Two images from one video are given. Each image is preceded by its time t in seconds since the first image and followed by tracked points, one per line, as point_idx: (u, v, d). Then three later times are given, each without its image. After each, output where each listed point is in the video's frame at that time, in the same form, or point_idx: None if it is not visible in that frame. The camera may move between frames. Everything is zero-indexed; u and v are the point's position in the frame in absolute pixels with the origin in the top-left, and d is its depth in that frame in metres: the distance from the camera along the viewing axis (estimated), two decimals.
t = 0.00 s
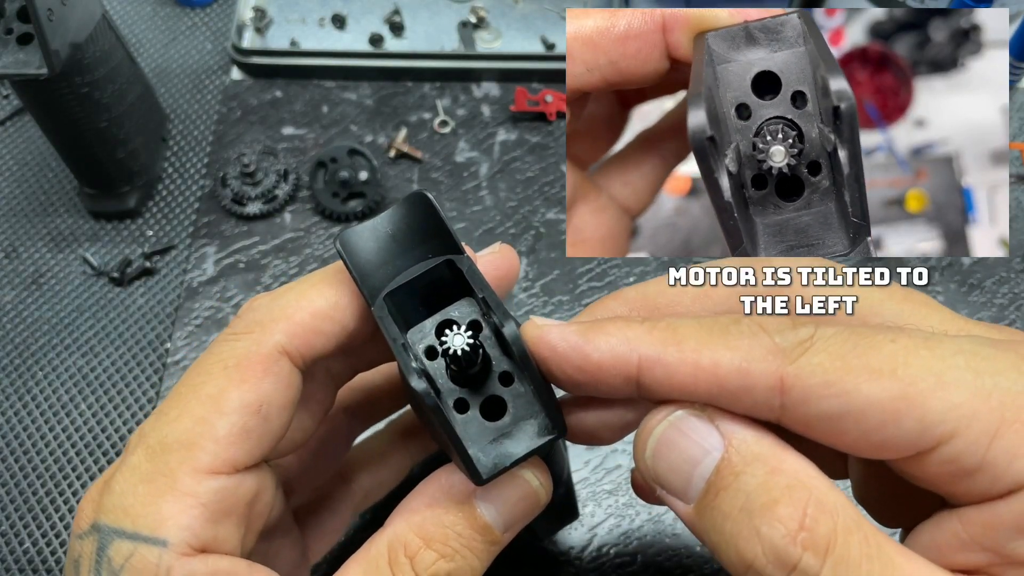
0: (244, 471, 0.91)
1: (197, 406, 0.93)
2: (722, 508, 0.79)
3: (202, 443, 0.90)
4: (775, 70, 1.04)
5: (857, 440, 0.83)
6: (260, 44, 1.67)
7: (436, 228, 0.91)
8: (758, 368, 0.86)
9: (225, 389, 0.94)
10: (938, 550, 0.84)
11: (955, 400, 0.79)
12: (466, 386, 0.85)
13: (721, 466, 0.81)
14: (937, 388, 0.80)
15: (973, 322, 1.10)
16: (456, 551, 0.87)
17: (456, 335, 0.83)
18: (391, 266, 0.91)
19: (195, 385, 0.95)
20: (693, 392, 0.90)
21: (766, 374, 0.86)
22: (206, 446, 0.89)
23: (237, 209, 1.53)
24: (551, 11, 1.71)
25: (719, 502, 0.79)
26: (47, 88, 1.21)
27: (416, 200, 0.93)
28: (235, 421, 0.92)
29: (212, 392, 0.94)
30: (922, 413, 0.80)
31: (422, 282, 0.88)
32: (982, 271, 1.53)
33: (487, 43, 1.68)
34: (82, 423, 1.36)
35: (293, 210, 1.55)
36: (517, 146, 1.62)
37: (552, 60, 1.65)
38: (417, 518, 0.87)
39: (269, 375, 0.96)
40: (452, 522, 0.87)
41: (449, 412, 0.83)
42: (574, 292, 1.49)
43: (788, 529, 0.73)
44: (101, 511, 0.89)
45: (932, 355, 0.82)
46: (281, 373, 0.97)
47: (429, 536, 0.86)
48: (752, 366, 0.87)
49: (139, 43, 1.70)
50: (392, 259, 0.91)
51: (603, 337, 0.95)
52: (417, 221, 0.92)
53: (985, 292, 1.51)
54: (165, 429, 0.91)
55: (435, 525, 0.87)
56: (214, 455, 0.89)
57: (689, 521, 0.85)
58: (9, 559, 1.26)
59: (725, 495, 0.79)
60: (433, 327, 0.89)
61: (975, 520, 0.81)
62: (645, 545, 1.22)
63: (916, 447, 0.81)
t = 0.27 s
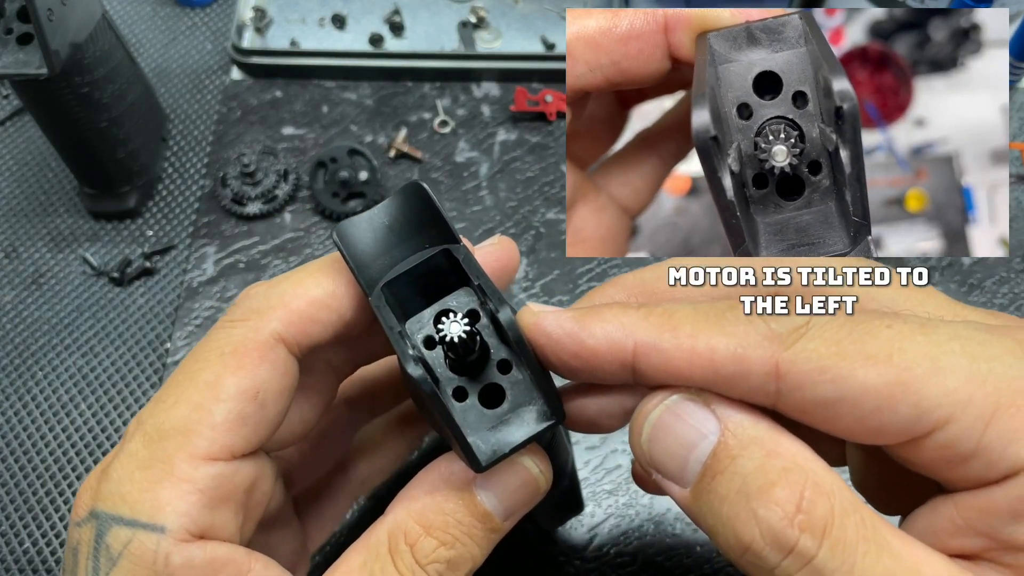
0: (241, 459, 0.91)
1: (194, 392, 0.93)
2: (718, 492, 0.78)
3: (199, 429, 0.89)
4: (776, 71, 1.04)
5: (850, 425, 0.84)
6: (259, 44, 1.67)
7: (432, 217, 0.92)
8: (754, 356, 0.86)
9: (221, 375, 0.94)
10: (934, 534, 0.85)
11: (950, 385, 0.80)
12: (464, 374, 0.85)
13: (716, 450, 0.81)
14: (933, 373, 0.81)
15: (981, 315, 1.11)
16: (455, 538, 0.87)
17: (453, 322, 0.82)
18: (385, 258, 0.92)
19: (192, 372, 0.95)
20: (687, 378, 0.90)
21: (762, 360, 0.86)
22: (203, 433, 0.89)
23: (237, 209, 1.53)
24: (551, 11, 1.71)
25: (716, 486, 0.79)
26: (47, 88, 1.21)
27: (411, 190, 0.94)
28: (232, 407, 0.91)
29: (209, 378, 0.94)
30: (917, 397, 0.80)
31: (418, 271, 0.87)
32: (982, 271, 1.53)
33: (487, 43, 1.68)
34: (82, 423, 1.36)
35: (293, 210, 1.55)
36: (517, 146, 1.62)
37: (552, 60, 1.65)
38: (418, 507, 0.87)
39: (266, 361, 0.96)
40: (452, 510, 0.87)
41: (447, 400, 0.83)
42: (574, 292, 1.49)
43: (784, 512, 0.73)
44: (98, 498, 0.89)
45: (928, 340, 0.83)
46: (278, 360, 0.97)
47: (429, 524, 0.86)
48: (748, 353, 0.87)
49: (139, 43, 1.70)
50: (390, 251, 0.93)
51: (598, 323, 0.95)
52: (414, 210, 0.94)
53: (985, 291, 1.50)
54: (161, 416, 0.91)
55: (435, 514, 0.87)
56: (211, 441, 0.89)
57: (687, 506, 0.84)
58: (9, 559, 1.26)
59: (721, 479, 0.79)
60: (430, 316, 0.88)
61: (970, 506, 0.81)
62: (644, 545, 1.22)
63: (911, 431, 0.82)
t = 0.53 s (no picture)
0: (218, 465, 0.91)
1: (170, 398, 0.93)
2: (717, 498, 0.78)
3: (175, 436, 0.89)
4: (770, 61, 1.02)
5: (847, 423, 0.84)
6: (259, 44, 1.67)
7: (407, 223, 0.90)
8: (752, 350, 0.88)
9: (198, 380, 0.94)
10: (934, 545, 0.84)
11: (949, 389, 0.79)
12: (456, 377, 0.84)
13: (715, 455, 0.80)
14: (932, 376, 0.80)
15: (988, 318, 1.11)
16: (452, 545, 0.87)
17: (438, 326, 0.82)
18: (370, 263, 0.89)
19: (168, 377, 0.95)
20: (686, 370, 0.91)
21: (760, 355, 0.87)
22: (179, 439, 0.89)
23: (237, 209, 1.53)
24: (551, 11, 1.71)
25: (711, 492, 0.78)
26: (47, 88, 1.21)
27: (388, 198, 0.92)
28: (209, 411, 0.92)
29: (184, 381, 0.94)
30: (916, 399, 0.80)
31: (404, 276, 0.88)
32: (982, 270, 1.55)
33: (487, 43, 1.68)
34: (82, 423, 1.36)
35: (293, 210, 1.55)
36: (517, 146, 1.62)
37: (553, 60, 1.65)
38: (415, 513, 0.87)
39: (240, 367, 0.96)
40: (448, 517, 0.87)
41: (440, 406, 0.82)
42: (574, 292, 1.49)
43: (783, 522, 0.73)
44: (74, 509, 0.88)
45: (930, 342, 0.83)
46: (255, 364, 0.98)
47: (427, 530, 0.86)
48: (747, 347, 0.88)
49: (139, 43, 1.70)
50: (372, 257, 0.90)
51: (596, 313, 0.96)
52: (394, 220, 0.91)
53: (985, 291, 1.53)
54: (138, 421, 0.91)
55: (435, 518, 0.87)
56: (189, 445, 0.89)
57: (685, 510, 0.84)
58: (9, 559, 1.26)
59: (720, 485, 0.78)
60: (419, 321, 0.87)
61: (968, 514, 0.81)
62: (644, 545, 1.22)
63: (909, 435, 0.82)
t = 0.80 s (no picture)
0: (200, 485, 0.90)
1: (143, 424, 0.90)
2: (740, 465, 0.81)
3: (152, 465, 0.87)
4: (763, 57, 1.04)
5: (897, 400, 0.87)
6: (259, 44, 1.67)
7: (384, 250, 0.83)
8: (809, 324, 0.91)
9: (169, 404, 0.92)
10: (960, 530, 0.85)
11: (1001, 374, 0.83)
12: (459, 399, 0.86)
13: (745, 426, 0.83)
14: (985, 360, 0.84)
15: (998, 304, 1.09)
16: (474, 558, 0.89)
17: (444, 359, 0.84)
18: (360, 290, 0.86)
19: (135, 402, 0.92)
20: (741, 342, 0.93)
21: (817, 330, 0.91)
22: (156, 468, 0.87)
23: (237, 209, 1.53)
24: (551, 11, 1.71)
25: (734, 461, 0.82)
26: (47, 88, 1.21)
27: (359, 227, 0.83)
28: (187, 437, 0.90)
29: (155, 407, 0.91)
30: (966, 380, 0.84)
31: (394, 305, 0.85)
32: (982, 271, 1.53)
33: (487, 43, 1.68)
34: (82, 423, 1.36)
35: (293, 210, 1.55)
36: (517, 146, 1.62)
37: (553, 60, 1.65)
38: (437, 525, 0.89)
39: (217, 386, 0.94)
40: (471, 531, 0.89)
41: (456, 430, 0.85)
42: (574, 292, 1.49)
43: (795, 493, 0.76)
44: (52, 547, 0.86)
45: (985, 329, 0.87)
46: (227, 384, 0.96)
47: (449, 544, 0.88)
48: (804, 321, 0.91)
49: (139, 43, 1.70)
50: (346, 298, 0.86)
51: (654, 294, 0.99)
52: (376, 253, 0.84)
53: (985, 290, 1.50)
54: (107, 453, 0.89)
55: (454, 532, 0.89)
56: (167, 476, 0.87)
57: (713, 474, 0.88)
58: (9, 559, 1.26)
59: (742, 453, 0.81)
60: (415, 347, 0.88)
61: (1003, 502, 0.83)
62: (644, 545, 1.22)
63: (955, 416, 0.85)
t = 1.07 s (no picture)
0: (214, 503, 0.89)
1: (148, 452, 0.88)
2: None
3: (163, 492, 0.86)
4: (761, 56, 1.02)
5: (863, 433, 0.87)
6: (259, 44, 1.67)
7: (360, 307, 0.72)
8: (774, 358, 0.91)
9: (173, 429, 0.89)
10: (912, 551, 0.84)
11: (969, 408, 0.81)
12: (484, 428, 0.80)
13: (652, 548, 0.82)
14: (954, 395, 0.82)
15: (977, 324, 1.09)
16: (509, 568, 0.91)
17: (462, 395, 0.78)
18: (354, 340, 0.74)
19: (135, 429, 0.90)
20: (707, 378, 0.95)
21: (783, 364, 0.91)
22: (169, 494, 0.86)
23: (237, 209, 1.53)
24: (551, 11, 1.71)
25: None
26: (46, 88, 1.21)
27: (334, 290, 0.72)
28: (194, 460, 0.88)
29: (158, 436, 0.89)
30: (936, 416, 0.82)
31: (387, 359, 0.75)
32: (982, 271, 1.47)
33: (487, 43, 1.68)
34: (82, 423, 1.36)
35: (293, 210, 1.55)
36: (517, 146, 1.62)
37: (553, 60, 1.66)
38: (475, 535, 0.89)
39: (220, 407, 0.92)
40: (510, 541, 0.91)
41: (491, 458, 0.79)
42: (574, 292, 1.49)
43: None
44: None
45: (953, 360, 0.85)
46: (227, 406, 0.93)
47: (487, 554, 0.89)
48: (770, 356, 0.92)
49: (139, 43, 1.70)
50: (337, 362, 0.74)
51: (618, 332, 0.96)
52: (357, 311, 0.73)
53: (984, 292, 1.45)
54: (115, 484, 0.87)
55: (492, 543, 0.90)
56: (179, 501, 0.86)
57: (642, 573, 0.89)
58: (8, 559, 1.26)
59: None
60: (420, 386, 0.79)
61: (975, 530, 0.79)
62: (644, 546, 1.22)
63: (920, 448, 0.83)
